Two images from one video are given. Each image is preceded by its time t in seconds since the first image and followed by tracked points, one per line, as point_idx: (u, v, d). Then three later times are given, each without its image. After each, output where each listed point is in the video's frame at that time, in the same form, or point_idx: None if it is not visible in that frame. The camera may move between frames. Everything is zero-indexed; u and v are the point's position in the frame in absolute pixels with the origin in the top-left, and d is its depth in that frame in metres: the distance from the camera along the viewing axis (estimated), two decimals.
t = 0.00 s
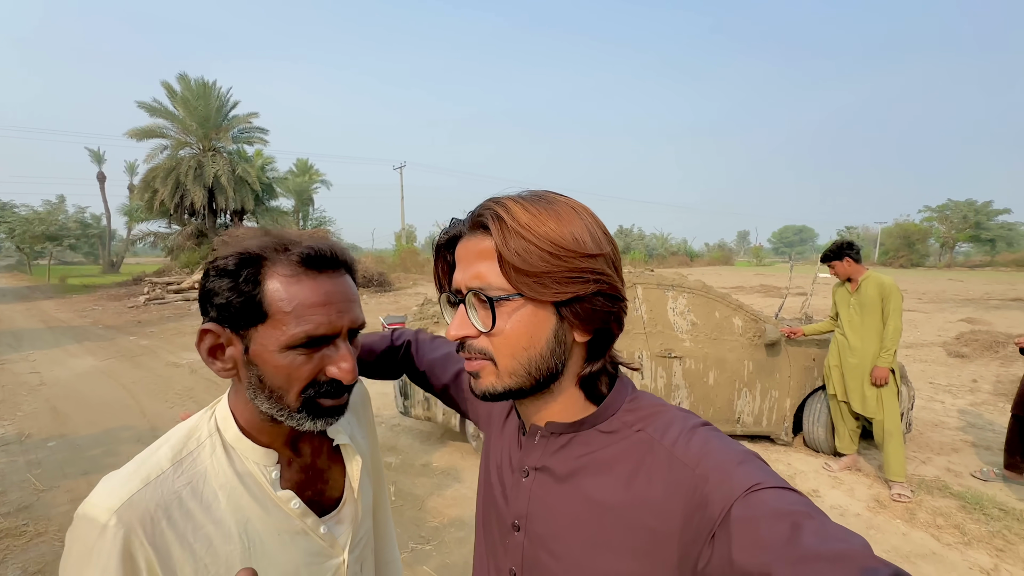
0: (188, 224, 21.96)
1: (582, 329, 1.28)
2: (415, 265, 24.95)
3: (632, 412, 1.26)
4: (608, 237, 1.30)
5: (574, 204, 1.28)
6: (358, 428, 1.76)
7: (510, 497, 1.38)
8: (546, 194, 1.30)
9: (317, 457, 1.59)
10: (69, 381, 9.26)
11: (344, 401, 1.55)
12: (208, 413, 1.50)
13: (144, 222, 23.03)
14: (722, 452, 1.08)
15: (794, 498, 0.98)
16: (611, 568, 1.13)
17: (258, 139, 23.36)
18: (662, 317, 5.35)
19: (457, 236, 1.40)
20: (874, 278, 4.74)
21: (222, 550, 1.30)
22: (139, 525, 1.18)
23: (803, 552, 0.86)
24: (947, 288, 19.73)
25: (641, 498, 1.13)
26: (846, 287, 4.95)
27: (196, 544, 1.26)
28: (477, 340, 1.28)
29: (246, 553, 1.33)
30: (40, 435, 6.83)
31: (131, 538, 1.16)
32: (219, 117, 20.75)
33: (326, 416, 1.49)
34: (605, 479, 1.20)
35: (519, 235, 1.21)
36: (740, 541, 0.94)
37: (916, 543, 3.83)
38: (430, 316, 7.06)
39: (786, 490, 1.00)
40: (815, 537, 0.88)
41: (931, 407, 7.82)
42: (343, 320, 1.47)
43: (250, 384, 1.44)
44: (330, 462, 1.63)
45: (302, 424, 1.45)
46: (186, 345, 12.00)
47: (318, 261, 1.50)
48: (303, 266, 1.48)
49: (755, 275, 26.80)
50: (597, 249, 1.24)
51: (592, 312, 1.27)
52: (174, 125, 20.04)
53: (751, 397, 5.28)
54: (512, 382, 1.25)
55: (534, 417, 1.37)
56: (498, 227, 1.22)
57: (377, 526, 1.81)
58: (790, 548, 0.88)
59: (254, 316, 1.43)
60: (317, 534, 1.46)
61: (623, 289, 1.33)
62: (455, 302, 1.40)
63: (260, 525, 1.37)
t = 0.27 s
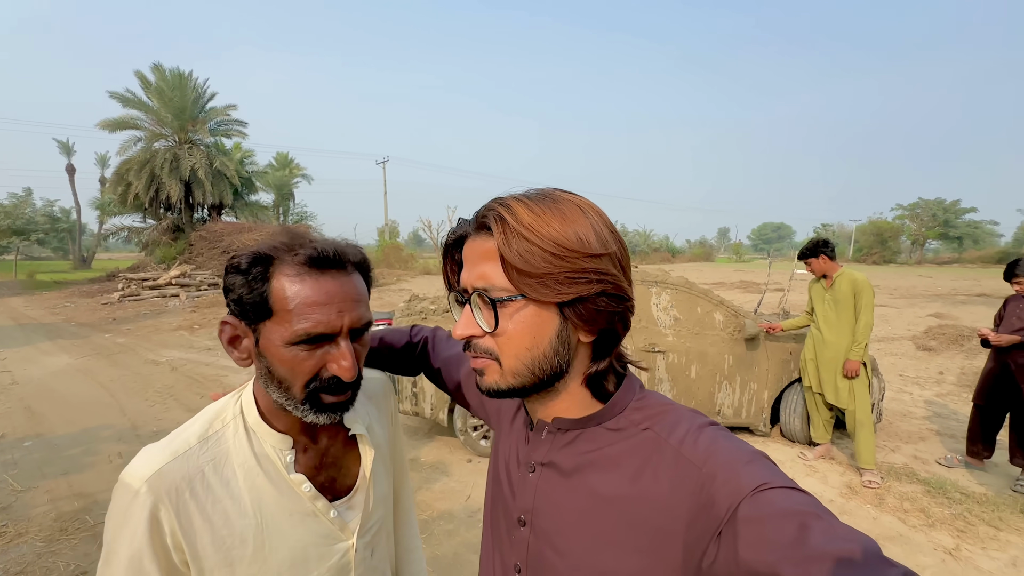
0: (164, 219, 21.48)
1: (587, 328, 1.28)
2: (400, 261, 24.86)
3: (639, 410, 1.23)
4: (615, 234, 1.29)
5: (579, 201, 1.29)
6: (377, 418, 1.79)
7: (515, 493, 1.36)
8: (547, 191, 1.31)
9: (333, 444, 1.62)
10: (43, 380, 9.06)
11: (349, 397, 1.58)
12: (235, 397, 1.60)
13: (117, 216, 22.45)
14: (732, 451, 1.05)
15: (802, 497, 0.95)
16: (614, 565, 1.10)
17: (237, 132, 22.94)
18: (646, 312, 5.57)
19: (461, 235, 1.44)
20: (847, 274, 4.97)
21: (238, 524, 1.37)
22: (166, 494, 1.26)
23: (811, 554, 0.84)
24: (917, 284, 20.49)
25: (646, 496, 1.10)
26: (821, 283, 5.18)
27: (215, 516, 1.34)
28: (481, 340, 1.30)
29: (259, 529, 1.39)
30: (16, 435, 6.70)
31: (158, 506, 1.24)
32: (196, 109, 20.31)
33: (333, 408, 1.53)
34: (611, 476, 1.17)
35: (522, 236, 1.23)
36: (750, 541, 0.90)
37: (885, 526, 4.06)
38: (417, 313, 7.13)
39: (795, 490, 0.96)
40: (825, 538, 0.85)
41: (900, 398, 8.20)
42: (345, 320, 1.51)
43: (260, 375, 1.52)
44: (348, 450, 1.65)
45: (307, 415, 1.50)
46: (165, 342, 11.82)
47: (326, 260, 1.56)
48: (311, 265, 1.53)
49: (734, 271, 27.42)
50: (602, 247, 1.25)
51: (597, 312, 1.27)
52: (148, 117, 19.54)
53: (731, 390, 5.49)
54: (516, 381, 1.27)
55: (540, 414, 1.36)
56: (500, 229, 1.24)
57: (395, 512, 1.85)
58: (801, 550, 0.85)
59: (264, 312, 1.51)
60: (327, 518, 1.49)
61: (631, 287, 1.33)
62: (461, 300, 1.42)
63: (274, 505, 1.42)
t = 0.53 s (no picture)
0: (130, 213, 20.74)
1: (587, 331, 1.31)
2: (379, 257, 24.60)
3: (649, 414, 1.26)
4: (621, 239, 1.32)
5: (586, 206, 1.33)
6: (386, 410, 1.80)
7: (526, 494, 1.41)
8: (564, 194, 1.37)
9: (339, 431, 1.63)
10: (3, 381, 8.69)
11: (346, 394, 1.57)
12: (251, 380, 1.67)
13: (80, 209, 21.56)
14: (742, 457, 1.06)
15: (814, 507, 0.95)
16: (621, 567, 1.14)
17: (208, 125, 22.29)
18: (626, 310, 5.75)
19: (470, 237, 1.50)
20: (818, 273, 5.18)
21: (239, 498, 1.45)
22: (177, 461, 1.36)
23: (821, 565, 0.84)
24: (882, 282, 21.34)
25: (653, 499, 1.13)
26: (793, 281, 5.39)
27: (219, 487, 1.43)
28: (486, 342, 1.38)
29: (260, 504, 1.47)
30: None
31: (169, 471, 1.35)
32: (164, 100, 19.64)
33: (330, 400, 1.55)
34: (619, 479, 1.20)
35: (524, 241, 1.29)
36: (756, 548, 0.92)
37: (852, 512, 4.29)
38: (399, 310, 7.11)
39: (808, 500, 0.96)
40: (837, 550, 0.85)
41: (866, 391, 8.58)
42: (336, 318, 1.51)
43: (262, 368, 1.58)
44: (355, 438, 1.67)
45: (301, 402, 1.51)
46: (134, 341, 11.46)
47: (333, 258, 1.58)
48: (309, 262, 1.53)
49: (709, 268, 28.04)
50: (605, 252, 1.29)
51: (599, 316, 1.31)
52: (113, 107, 18.80)
53: (708, 384, 5.68)
54: (516, 382, 1.34)
55: (549, 416, 1.42)
56: (503, 233, 1.30)
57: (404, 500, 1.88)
58: (808, 559, 0.86)
59: (262, 306, 1.53)
60: (325, 502, 1.54)
61: (637, 293, 1.35)
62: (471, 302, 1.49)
63: (275, 484, 1.49)
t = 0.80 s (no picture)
0: (95, 207, 19.95)
1: (611, 327, 1.36)
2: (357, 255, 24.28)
3: (663, 414, 1.29)
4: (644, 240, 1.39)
5: (612, 206, 1.38)
6: (387, 406, 1.77)
7: (538, 496, 1.45)
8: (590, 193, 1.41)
9: (333, 423, 1.62)
10: None
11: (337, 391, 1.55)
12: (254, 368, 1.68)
13: (40, 202, 20.62)
14: (757, 458, 1.10)
15: (832, 510, 0.98)
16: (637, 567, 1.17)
17: (178, 116, 21.60)
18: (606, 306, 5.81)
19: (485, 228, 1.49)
20: (791, 271, 5.36)
21: (230, 481, 1.47)
22: (176, 438, 1.41)
23: (838, 566, 0.87)
24: (849, 281, 22.13)
25: (670, 502, 1.17)
26: (768, 279, 5.56)
27: (213, 468, 1.46)
28: (506, 335, 1.37)
29: (250, 488, 1.48)
30: None
31: (168, 447, 1.40)
32: (131, 90, 18.93)
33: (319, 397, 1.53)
34: (634, 481, 1.24)
35: (558, 231, 1.30)
36: (774, 548, 0.96)
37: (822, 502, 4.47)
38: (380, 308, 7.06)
39: (824, 502, 0.99)
40: (854, 552, 0.88)
41: (834, 386, 8.92)
42: (330, 318, 1.49)
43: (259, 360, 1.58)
44: (350, 432, 1.65)
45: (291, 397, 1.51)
46: (100, 340, 11.05)
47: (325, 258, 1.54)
48: (297, 264, 1.50)
49: (686, 267, 28.58)
50: (632, 250, 1.35)
51: (626, 311, 1.35)
52: (76, 96, 18.03)
53: (686, 380, 5.82)
54: (539, 377, 1.33)
55: (563, 416, 1.43)
56: (535, 222, 1.31)
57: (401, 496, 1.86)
58: (825, 559, 0.89)
59: (260, 301, 1.51)
60: (313, 492, 1.52)
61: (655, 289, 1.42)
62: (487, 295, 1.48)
63: (266, 470, 1.50)
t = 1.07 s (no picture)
0: (64, 203, 19.29)
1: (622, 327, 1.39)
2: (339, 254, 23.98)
3: (659, 407, 1.33)
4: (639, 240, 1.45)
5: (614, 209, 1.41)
6: (381, 406, 1.73)
7: (537, 496, 1.45)
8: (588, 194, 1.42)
9: (323, 421, 1.59)
10: None
11: (323, 394, 1.51)
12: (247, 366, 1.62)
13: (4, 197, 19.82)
14: (753, 445, 1.12)
15: (829, 494, 1.00)
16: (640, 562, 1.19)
17: (152, 110, 21.01)
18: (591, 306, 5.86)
19: (482, 231, 1.41)
20: (772, 272, 5.49)
21: (218, 471, 1.45)
22: (168, 426, 1.39)
23: (837, 548, 0.90)
24: (824, 283, 22.74)
25: (670, 496, 1.19)
26: (748, 280, 5.69)
27: (202, 458, 1.44)
28: (523, 350, 1.30)
29: (237, 479, 1.46)
30: None
31: (162, 434, 1.38)
32: (103, 82, 18.36)
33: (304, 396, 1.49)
34: (633, 477, 1.26)
35: (579, 236, 1.28)
36: (774, 534, 0.97)
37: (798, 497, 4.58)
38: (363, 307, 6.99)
39: (821, 486, 1.02)
40: (849, 533, 0.91)
41: (809, 384, 9.17)
42: (323, 320, 1.44)
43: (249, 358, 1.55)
44: (340, 430, 1.62)
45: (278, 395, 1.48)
46: (69, 340, 10.68)
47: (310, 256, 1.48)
48: (286, 264, 1.45)
49: (667, 269, 28.99)
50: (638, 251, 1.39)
51: (636, 307, 1.42)
52: (44, 87, 17.40)
53: (668, 378, 5.91)
54: (565, 390, 1.29)
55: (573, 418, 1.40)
56: (554, 228, 1.27)
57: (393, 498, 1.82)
58: (824, 543, 0.91)
59: (250, 300, 1.45)
60: (297, 489, 1.49)
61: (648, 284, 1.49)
62: (484, 307, 1.38)
63: (253, 462, 1.47)
